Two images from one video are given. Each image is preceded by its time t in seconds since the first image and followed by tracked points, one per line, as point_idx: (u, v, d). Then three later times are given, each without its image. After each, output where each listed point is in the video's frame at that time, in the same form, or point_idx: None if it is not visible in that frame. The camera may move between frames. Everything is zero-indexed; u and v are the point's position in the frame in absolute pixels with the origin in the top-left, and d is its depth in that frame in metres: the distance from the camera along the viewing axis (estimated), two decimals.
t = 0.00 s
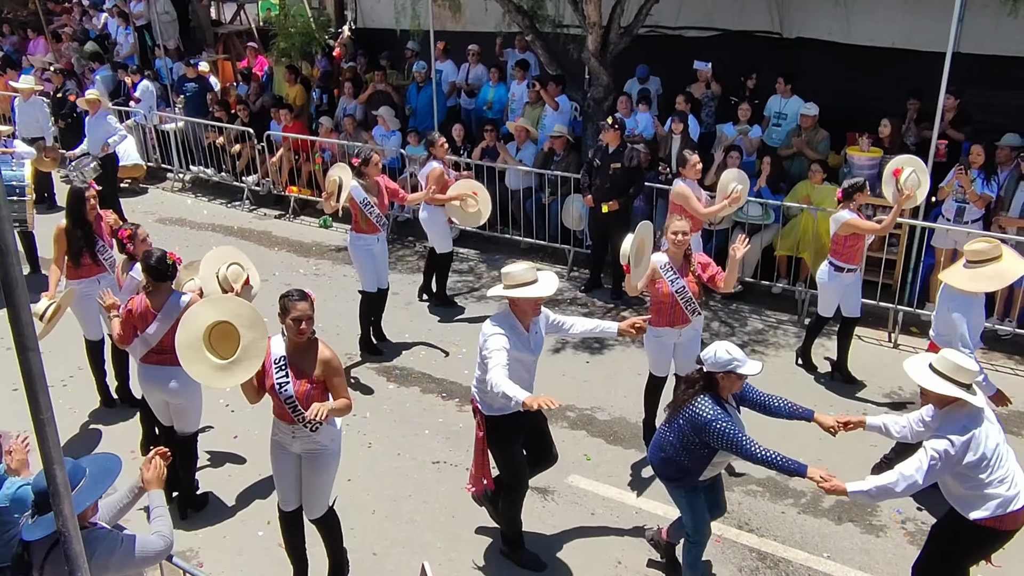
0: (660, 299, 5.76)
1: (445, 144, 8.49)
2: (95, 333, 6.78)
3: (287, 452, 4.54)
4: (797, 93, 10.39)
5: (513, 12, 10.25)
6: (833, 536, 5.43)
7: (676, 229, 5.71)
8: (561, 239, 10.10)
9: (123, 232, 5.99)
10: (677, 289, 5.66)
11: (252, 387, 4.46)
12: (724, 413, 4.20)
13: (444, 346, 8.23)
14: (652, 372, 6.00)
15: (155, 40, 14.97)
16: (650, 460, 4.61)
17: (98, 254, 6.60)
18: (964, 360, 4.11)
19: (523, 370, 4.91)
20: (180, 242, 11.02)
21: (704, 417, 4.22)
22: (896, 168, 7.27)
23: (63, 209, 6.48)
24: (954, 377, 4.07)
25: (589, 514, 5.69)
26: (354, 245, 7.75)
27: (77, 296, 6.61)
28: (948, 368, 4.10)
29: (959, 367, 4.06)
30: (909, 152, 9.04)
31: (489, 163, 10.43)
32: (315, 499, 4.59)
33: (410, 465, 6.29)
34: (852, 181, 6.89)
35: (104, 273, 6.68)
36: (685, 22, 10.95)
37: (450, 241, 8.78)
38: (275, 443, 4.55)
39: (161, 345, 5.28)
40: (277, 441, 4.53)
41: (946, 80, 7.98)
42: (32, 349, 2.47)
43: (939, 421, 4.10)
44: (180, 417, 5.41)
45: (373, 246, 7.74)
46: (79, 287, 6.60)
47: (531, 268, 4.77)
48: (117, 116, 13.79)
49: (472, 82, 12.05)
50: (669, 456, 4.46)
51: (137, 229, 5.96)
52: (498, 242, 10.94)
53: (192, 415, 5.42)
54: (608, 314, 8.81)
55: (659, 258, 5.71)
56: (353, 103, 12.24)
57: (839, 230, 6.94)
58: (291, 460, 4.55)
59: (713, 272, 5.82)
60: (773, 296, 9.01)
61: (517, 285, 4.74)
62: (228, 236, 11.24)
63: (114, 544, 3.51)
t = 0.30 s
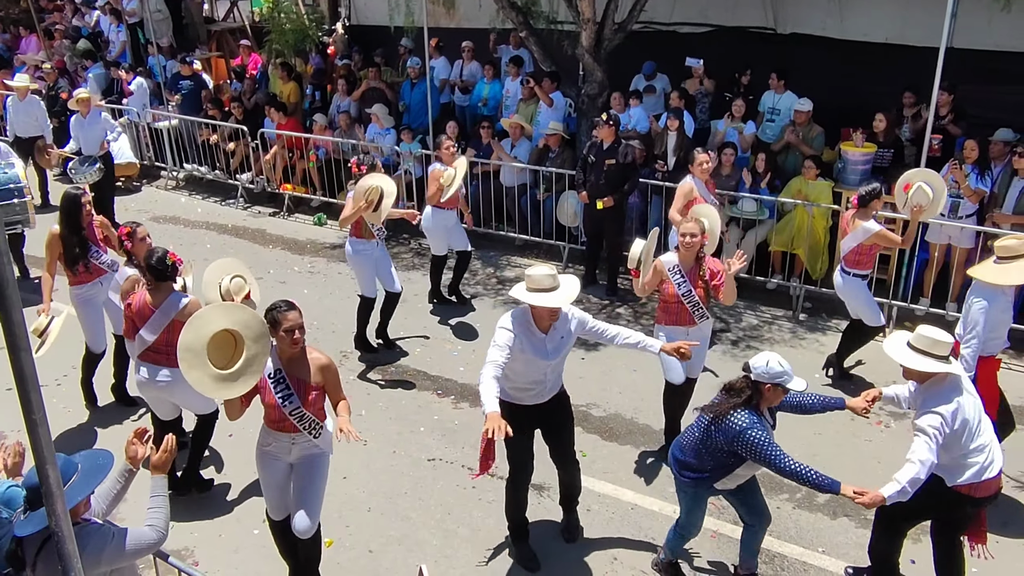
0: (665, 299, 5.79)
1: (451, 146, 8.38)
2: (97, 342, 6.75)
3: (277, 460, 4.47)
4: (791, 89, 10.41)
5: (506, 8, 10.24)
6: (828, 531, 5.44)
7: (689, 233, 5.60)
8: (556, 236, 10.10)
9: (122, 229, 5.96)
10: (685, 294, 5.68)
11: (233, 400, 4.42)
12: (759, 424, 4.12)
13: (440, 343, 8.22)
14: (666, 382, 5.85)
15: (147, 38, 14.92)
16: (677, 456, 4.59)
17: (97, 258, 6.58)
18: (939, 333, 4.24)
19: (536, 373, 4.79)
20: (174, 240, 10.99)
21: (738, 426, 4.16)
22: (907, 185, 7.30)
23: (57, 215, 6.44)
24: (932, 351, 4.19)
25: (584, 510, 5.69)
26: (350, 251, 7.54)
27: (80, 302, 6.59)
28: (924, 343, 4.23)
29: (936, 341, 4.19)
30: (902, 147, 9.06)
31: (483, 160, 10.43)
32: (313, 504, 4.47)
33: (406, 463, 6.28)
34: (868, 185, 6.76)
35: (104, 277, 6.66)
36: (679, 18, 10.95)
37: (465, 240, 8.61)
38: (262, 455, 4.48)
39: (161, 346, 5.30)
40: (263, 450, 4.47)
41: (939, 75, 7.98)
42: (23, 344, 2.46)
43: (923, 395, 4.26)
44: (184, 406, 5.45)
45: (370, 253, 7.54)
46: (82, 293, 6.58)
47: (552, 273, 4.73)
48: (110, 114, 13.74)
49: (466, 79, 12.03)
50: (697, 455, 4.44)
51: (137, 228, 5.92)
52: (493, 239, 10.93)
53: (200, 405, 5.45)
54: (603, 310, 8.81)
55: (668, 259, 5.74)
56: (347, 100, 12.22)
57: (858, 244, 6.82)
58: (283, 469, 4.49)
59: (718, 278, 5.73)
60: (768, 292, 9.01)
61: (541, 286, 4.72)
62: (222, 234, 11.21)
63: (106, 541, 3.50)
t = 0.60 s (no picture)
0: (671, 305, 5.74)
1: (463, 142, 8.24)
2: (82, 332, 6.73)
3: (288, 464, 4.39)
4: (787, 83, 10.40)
5: (503, 4, 10.24)
6: (825, 524, 5.45)
7: (694, 234, 5.57)
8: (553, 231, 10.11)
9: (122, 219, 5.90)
10: (696, 295, 5.65)
11: (256, 408, 4.22)
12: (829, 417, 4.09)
13: (437, 339, 8.22)
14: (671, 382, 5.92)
15: (143, 35, 14.88)
16: (735, 463, 4.46)
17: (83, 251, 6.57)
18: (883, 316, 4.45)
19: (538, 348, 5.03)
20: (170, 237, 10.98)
21: (808, 419, 4.11)
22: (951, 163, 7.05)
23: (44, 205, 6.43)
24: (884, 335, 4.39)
25: (581, 504, 5.70)
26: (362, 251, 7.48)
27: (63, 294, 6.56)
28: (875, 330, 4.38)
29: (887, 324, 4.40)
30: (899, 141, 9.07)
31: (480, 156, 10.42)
32: (319, 501, 4.55)
33: (404, 457, 6.28)
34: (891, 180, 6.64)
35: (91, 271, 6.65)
36: (676, 13, 10.94)
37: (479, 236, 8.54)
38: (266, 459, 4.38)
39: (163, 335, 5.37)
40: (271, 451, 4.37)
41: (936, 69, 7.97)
42: (19, 340, 2.46)
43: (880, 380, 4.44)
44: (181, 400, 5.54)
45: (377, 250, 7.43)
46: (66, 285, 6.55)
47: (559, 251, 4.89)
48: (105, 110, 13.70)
49: (463, 74, 12.01)
50: (760, 459, 4.32)
51: (136, 219, 5.84)
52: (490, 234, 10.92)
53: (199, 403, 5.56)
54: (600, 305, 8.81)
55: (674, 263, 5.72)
56: (343, 96, 12.20)
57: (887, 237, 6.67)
58: (295, 473, 4.43)
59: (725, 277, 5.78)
60: (765, 286, 9.01)
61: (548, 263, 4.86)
62: (219, 230, 11.20)
63: (102, 537, 3.49)
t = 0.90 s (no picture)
0: (677, 302, 5.63)
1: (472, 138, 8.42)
2: (76, 335, 6.75)
3: (307, 474, 4.32)
4: (784, 78, 10.40)
5: None
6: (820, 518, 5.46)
7: (696, 227, 5.47)
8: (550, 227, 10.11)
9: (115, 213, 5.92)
10: (702, 291, 5.55)
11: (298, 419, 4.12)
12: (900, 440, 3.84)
13: (434, 335, 8.22)
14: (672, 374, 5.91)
15: (138, 31, 14.84)
16: (800, 507, 4.06)
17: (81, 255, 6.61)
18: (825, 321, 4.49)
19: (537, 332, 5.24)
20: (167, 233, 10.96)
21: (878, 445, 3.83)
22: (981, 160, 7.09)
23: (45, 209, 6.33)
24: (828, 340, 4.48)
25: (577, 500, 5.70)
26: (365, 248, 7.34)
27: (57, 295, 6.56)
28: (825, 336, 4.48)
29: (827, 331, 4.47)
30: (896, 136, 9.07)
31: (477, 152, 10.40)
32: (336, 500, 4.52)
33: (400, 453, 6.29)
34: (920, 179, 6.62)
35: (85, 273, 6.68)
36: (672, 8, 10.94)
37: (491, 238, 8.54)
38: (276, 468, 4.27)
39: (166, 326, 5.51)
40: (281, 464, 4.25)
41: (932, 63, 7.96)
42: (12, 337, 2.45)
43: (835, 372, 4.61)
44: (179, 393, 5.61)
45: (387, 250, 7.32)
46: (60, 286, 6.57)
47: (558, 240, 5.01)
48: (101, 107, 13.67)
49: (459, 70, 11.99)
50: (829, 498, 3.95)
51: (126, 213, 5.90)
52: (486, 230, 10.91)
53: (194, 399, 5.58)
54: (597, 301, 8.81)
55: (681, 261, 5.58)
56: (340, 92, 12.16)
57: (914, 236, 6.58)
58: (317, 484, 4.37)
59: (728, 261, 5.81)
60: (761, 281, 9.02)
61: (541, 248, 5.00)
62: (215, 227, 11.18)
63: (96, 534, 3.50)
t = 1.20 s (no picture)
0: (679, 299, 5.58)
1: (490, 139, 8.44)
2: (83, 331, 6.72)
3: (322, 474, 4.34)
4: (783, 74, 10.39)
5: None
6: (821, 514, 5.47)
7: (705, 227, 5.50)
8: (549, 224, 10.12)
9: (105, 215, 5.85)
10: (712, 294, 5.54)
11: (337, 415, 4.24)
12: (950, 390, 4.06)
13: (434, 332, 8.22)
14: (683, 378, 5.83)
15: (136, 29, 14.81)
16: (902, 491, 3.94)
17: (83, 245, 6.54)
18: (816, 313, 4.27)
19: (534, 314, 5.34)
20: (166, 232, 10.96)
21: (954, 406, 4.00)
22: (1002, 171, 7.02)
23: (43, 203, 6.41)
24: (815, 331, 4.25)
25: (577, 496, 5.71)
26: (370, 255, 7.27)
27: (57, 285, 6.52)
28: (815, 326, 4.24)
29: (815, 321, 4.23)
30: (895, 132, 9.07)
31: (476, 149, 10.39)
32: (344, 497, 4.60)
33: (400, 450, 6.30)
34: (949, 184, 6.45)
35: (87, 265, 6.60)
36: (671, 4, 10.92)
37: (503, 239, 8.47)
38: (287, 471, 4.24)
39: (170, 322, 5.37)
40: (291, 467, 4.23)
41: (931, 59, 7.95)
42: (13, 333, 2.45)
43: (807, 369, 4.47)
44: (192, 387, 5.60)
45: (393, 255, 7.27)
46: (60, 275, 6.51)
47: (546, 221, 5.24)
48: (99, 105, 13.66)
49: (458, 67, 11.97)
50: (930, 473, 3.94)
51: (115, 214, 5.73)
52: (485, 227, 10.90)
53: (209, 394, 5.55)
54: (596, 298, 8.81)
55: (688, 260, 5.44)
56: (338, 90, 12.14)
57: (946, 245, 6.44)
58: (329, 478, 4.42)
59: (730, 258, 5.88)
60: (760, 277, 9.02)
61: (536, 229, 5.25)
62: (214, 225, 11.18)
63: (96, 530, 3.50)
